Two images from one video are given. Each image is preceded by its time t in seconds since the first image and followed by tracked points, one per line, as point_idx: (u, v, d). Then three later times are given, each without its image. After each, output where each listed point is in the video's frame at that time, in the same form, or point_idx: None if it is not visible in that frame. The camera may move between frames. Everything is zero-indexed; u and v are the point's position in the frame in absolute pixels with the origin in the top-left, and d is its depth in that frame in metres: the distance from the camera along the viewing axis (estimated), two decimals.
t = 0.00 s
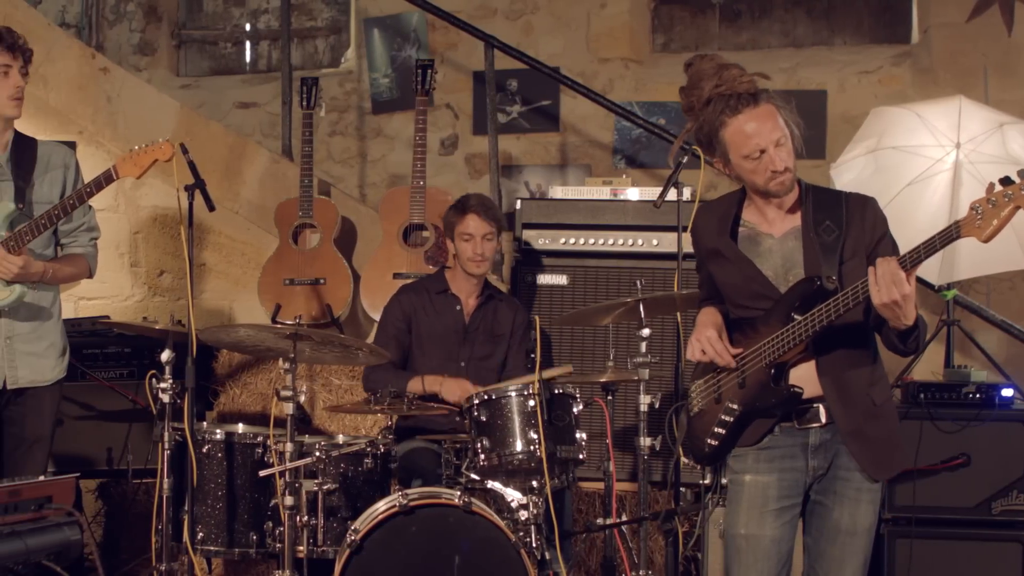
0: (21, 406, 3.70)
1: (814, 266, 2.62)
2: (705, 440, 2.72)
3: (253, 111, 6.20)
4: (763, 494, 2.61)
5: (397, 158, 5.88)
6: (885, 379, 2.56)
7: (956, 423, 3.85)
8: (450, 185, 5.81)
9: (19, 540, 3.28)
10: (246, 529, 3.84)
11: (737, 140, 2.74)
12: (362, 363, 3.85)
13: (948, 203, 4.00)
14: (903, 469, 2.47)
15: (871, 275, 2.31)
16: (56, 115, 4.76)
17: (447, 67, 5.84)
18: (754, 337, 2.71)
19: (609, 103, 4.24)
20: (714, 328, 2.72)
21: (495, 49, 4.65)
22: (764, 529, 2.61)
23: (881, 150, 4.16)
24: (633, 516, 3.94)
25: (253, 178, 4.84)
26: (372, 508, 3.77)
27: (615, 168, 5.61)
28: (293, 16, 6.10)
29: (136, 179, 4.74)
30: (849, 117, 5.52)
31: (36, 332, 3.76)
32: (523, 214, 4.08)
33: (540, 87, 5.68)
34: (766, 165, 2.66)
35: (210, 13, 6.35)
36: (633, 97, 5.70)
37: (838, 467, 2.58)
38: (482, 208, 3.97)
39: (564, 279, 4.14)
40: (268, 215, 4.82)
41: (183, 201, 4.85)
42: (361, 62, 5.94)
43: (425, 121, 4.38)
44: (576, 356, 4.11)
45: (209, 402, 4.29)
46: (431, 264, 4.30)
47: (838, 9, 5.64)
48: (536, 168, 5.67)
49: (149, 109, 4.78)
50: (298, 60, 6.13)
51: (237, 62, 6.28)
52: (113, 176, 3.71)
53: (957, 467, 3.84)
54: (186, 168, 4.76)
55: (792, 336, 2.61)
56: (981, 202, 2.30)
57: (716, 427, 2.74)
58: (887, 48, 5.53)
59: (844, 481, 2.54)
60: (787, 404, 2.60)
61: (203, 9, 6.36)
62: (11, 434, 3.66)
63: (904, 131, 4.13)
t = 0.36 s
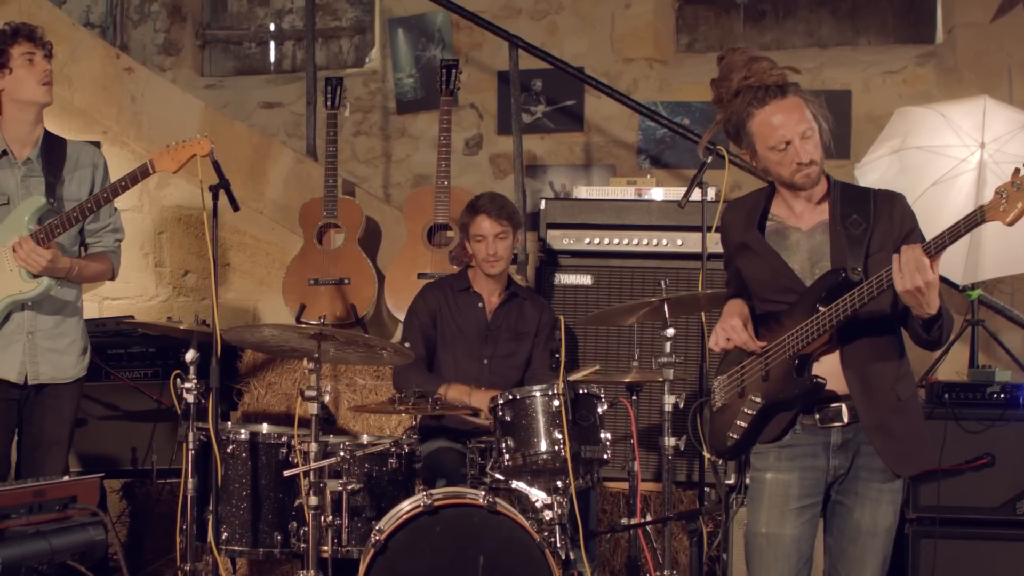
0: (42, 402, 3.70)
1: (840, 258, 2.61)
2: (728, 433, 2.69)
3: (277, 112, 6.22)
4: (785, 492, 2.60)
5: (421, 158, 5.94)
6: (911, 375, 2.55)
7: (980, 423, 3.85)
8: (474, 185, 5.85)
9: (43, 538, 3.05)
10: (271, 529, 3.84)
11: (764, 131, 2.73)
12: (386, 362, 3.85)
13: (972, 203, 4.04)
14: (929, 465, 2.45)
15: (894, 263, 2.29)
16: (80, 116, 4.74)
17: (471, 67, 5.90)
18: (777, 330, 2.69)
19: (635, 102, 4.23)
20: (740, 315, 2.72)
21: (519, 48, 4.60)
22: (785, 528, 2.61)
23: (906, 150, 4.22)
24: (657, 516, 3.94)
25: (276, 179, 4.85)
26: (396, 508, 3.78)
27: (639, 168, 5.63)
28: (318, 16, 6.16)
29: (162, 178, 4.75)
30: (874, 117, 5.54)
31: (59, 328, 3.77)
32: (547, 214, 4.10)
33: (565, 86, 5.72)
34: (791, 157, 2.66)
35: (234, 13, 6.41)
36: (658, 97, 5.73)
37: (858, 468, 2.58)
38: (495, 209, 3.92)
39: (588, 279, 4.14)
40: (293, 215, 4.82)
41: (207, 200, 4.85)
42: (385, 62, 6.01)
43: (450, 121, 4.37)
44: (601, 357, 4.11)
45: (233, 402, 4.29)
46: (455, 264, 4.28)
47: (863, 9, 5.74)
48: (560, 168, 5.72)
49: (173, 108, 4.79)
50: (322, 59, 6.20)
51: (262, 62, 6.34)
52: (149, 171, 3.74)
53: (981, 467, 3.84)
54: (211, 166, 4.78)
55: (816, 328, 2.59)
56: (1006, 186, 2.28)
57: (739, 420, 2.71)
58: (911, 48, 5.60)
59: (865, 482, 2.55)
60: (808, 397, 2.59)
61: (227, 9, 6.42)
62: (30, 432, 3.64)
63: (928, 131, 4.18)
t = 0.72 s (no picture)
0: (69, 405, 3.73)
1: (863, 263, 2.62)
2: (751, 438, 2.71)
3: (301, 112, 6.21)
4: (808, 493, 2.61)
5: (445, 158, 5.95)
6: (929, 383, 2.55)
7: (1004, 423, 3.86)
8: (498, 185, 5.85)
9: (68, 540, 2.92)
10: (295, 529, 3.83)
11: (804, 135, 2.70)
12: (410, 363, 3.85)
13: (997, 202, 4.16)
14: (944, 472, 2.45)
15: (902, 277, 2.31)
16: (104, 115, 4.76)
17: (496, 67, 5.90)
18: (801, 334, 2.69)
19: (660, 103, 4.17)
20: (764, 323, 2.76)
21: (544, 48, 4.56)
22: (807, 528, 2.62)
23: (930, 150, 4.33)
24: (681, 516, 3.93)
25: (301, 179, 4.84)
26: (420, 508, 3.77)
27: (663, 168, 5.67)
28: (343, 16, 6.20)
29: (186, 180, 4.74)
30: (898, 117, 5.57)
31: (85, 332, 3.79)
32: (571, 214, 4.09)
33: (590, 87, 5.75)
34: (830, 164, 2.63)
35: (258, 13, 6.42)
36: (682, 97, 5.75)
37: (883, 468, 2.58)
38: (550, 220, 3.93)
39: (613, 279, 4.13)
40: (317, 215, 4.80)
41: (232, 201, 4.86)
42: (410, 62, 6.02)
43: (474, 121, 4.38)
44: (625, 356, 4.10)
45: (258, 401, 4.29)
46: (480, 264, 4.30)
47: (887, 9, 5.77)
48: (585, 168, 5.74)
49: (197, 108, 4.79)
50: (346, 59, 6.23)
51: (286, 62, 6.36)
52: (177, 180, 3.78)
53: (1005, 467, 3.84)
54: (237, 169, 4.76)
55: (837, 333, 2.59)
56: None
57: (762, 425, 2.72)
58: (936, 48, 5.61)
59: (889, 483, 2.53)
60: (832, 400, 2.58)
61: (252, 9, 6.43)
62: (60, 433, 3.68)
63: (952, 131, 4.29)
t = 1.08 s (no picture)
0: (92, 402, 3.73)
1: (886, 261, 2.61)
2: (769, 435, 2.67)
3: (326, 111, 6.30)
4: (828, 492, 2.60)
5: (469, 158, 6.02)
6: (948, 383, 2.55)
7: None
8: (523, 185, 5.93)
9: (92, 539, 2.82)
10: (319, 529, 3.83)
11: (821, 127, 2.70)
12: (435, 362, 3.85)
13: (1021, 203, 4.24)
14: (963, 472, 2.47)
15: (906, 292, 2.39)
16: (130, 115, 4.75)
17: (520, 67, 5.95)
18: (821, 331, 2.66)
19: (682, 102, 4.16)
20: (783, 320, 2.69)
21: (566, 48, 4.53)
22: (828, 527, 2.60)
23: (955, 149, 4.43)
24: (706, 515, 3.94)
25: (326, 178, 4.81)
26: (444, 508, 3.77)
27: (688, 167, 5.74)
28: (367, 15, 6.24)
29: (211, 179, 4.74)
30: (923, 117, 5.61)
31: (108, 328, 3.78)
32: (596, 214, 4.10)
33: (614, 87, 5.81)
34: (843, 159, 2.64)
35: (283, 13, 6.46)
36: (706, 97, 5.79)
37: (901, 466, 2.57)
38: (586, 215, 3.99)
39: (638, 279, 4.12)
40: (342, 215, 4.77)
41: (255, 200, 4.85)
42: (434, 62, 6.08)
43: (499, 121, 4.36)
44: (650, 357, 4.11)
45: (282, 401, 4.29)
46: (504, 263, 4.30)
47: (911, 9, 5.80)
48: (609, 168, 5.82)
49: (224, 108, 4.78)
50: (371, 59, 6.27)
51: (310, 62, 6.40)
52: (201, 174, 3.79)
53: None
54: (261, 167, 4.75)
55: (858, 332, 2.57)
56: None
57: (779, 422, 2.70)
58: (960, 48, 5.65)
59: (909, 482, 2.54)
60: (853, 400, 2.58)
61: (276, 9, 6.47)
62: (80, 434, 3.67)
63: (977, 131, 4.39)
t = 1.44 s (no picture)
0: (119, 402, 3.73)
1: (907, 266, 2.65)
2: (780, 430, 2.78)
3: (350, 111, 6.35)
4: (840, 493, 2.67)
5: (493, 158, 6.07)
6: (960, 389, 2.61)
7: None
8: (548, 185, 5.95)
9: (117, 539, 2.70)
10: (345, 529, 3.84)
11: (848, 130, 2.71)
12: (459, 363, 3.85)
13: None
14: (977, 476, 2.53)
15: (927, 302, 2.43)
16: (154, 115, 4.74)
17: (545, 67, 5.96)
18: (837, 332, 2.74)
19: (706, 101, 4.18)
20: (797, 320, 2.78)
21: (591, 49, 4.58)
22: (842, 528, 2.68)
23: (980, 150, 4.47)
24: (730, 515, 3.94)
25: (350, 178, 4.79)
26: (469, 508, 3.78)
27: (712, 167, 5.75)
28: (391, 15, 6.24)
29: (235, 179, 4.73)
30: (947, 117, 5.67)
31: (132, 328, 3.78)
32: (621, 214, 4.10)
33: (638, 88, 5.82)
34: (867, 163, 2.65)
35: (308, 13, 6.46)
36: (731, 97, 5.86)
37: (912, 468, 2.63)
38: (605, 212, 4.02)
39: (662, 279, 4.13)
40: (367, 215, 4.76)
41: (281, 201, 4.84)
42: (459, 62, 6.09)
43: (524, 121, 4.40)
44: (672, 356, 4.12)
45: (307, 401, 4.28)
46: (528, 264, 4.31)
47: (937, 9, 5.74)
48: (633, 168, 5.84)
49: (249, 110, 4.77)
50: (395, 59, 6.28)
51: (335, 62, 6.39)
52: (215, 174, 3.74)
53: None
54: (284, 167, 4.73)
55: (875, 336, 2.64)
56: None
57: (792, 418, 2.80)
58: (985, 48, 5.64)
59: (921, 482, 2.59)
60: (866, 403, 2.62)
61: (300, 9, 6.46)
62: (108, 434, 3.68)
63: (1002, 131, 4.43)
